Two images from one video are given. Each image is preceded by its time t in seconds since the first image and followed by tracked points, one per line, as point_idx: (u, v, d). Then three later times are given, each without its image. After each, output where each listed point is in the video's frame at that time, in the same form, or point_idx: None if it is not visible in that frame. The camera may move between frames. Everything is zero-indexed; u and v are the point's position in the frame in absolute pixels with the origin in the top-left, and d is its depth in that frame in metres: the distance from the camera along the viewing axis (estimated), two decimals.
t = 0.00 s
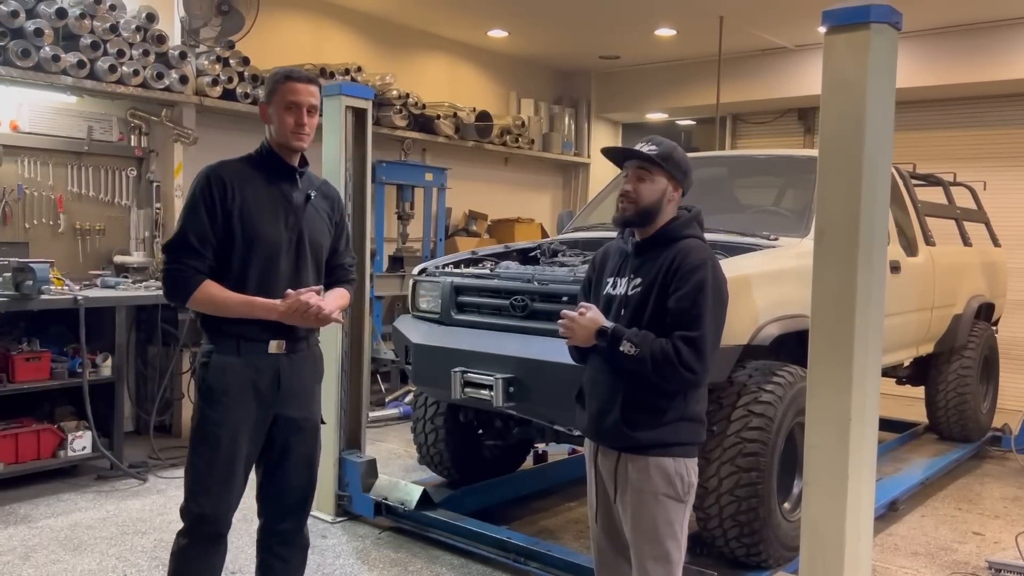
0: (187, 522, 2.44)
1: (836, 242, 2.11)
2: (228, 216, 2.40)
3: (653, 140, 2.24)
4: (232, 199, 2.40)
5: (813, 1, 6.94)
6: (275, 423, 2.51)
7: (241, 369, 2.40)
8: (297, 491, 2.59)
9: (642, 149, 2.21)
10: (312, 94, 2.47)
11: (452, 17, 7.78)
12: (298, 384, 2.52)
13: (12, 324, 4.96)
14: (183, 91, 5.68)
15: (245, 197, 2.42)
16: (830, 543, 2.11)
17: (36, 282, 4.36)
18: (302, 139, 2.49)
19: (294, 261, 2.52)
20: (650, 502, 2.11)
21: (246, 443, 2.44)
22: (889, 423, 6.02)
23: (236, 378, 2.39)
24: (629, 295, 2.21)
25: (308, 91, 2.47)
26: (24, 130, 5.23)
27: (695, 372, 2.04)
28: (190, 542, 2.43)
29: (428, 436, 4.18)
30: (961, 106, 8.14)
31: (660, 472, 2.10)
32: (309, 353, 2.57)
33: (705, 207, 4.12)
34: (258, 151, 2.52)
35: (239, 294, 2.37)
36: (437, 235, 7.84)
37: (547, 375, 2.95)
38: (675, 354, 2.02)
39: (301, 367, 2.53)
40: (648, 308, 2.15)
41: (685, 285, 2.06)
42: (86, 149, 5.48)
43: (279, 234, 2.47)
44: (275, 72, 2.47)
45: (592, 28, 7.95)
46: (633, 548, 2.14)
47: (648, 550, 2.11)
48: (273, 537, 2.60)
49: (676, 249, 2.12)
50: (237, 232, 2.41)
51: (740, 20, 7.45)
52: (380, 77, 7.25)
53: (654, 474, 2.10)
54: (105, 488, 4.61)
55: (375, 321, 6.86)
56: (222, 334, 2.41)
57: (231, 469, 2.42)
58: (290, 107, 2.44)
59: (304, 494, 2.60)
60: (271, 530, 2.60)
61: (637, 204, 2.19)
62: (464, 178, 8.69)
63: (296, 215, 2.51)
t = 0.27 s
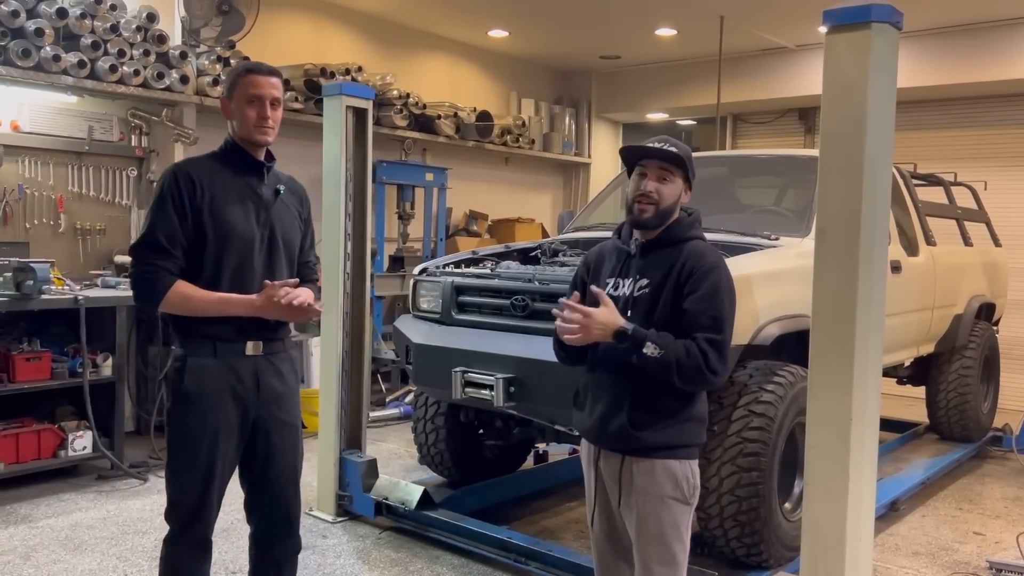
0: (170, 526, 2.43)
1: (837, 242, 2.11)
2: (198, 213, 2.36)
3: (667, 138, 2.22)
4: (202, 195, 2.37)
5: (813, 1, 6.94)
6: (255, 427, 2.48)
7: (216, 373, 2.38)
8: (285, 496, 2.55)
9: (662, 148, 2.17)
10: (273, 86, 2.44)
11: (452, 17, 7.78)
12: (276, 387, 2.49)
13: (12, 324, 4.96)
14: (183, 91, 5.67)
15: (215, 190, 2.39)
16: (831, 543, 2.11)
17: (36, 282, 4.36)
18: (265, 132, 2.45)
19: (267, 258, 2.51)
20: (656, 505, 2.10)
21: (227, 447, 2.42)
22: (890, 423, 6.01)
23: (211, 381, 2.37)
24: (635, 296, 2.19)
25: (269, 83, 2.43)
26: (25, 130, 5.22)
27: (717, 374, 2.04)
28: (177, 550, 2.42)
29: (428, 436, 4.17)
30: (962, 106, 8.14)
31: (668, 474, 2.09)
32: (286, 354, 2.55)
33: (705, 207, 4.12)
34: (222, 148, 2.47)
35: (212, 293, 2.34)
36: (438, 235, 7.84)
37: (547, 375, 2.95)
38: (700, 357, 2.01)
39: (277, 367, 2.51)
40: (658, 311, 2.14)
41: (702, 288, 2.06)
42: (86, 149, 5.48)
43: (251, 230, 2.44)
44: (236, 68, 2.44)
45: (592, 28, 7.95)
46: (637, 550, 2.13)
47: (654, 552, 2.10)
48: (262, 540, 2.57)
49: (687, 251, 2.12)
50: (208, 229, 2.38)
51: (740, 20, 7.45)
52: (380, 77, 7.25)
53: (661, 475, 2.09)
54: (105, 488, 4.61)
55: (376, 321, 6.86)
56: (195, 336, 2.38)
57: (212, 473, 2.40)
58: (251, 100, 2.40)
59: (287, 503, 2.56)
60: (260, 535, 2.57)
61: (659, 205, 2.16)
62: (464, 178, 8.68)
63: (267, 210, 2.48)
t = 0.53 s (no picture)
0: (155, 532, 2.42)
1: (837, 242, 2.11)
2: (169, 213, 2.35)
3: (663, 138, 2.18)
4: (173, 195, 2.35)
5: (813, 1, 6.94)
6: (235, 431, 2.47)
7: (191, 378, 2.36)
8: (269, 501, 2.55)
9: (660, 147, 2.12)
10: (240, 82, 2.43)
11: (452, 17, 7.78)
12: (254, 392, 2.48)
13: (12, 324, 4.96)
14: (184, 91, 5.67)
15: (185, 188, 2.37)
16: (831, 543, 2.11)
17: (37, 282, 4.36)
18: (235, 130, 2.44)
19: (242, 256, 2.50)
20: (661, 510, 2.08)
21: (207, 452, 2.40)
22: (890, 423, 6.02)
23: (187, 384, 2.36)
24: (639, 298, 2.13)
25: (235, 79, 2.42)
26: (25, 130, 5.22)
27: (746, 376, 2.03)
28: (161, 556, 2.41)
29: (429, 436, 4.17)
30: (962, 106, 8.14)
31: (672, 478, 2.08)
32: (263, 358, 2.54)
33: (705, 207, 4.11)
34: (190, 147, 2.46)
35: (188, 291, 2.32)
36: (438, 235, 7.83)
37: (546, 375, 2.95)
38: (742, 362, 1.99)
39: (256, 371, 2.50)
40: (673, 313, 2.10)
41: (717, 293, 2.05)
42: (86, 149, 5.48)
43: (224, 230, 2.43)
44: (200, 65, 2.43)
45: (593, 28, 7.95)
46: (641, 555, 2.11)
47: (658, 557, 2.08)
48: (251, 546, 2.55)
49: (694, 256, 2.11)
50: (180, 228, 2.37)
51: (740, 20, 7.45)
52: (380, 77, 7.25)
53: (666, 479, 2.08)
54: (106, 488, 4.61)
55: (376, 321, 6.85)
56: (172, 340, 2.37)
57: (194, 478, 2.39)
58: (219, 98, 2.39)
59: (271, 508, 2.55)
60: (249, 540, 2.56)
61: (659, 205, 2.12)
62: (464, 178, 8.68)
63: (239, 209, 2.48)
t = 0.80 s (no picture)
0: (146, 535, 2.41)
1: (838, 242, 2.11)
2: (152, 212, 2.34)
3: (656, 138, 2.15)
4: (155, 194, 2.34)
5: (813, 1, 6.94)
6: (223, 433, 2.47)
7: (178, 380, 2.36)
8: (258, 501, 2.55)
9: (656, 149, 2.10)
10: (233, 83, 2.43)
11: (453, 17, 7.78)
12: (242, 393, 2.48)
13: (13, 324, 4.96)
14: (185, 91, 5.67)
15: (167, 189, 2.36)
16: (832, 543, 2.11)
17: (37, 282, 4.37)
18: (227, 131, 2.44)
19: (227, 255, 2.50)
20: (664, 515, 2.07)
21: (195, 454, 2.40)
22: (890, 423, 6.02)
23: (173, 386, 2.35)
24: (639, 302, 2.12)
25: (227, 79, 2.42)
26: (26, 130, 5.22)
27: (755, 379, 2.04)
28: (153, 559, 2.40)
29: (429, 436, 4.17)
30: (963, 106, 8.14)
31: (676, 484, 2.06)
32: (252, 360, 2.54)
33: (706, 207, 4.12)
34: (173, 147, 2.44)
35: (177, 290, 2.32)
36: (438, 235, 7.84)
37: (546, 375, 2.95)
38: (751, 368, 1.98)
39: (245, 373, 2.50)
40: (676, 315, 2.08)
41: (724, 297, 2.04)
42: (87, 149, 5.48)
43: (209, 229, 2.43)
44: (190, 62, 2.41)
45: (593, 28, 7.95)
46: (645, 563, 2.10)
47: (661, 562, 2.07)
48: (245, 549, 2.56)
49: (697, 259, 2.10)
50: (163, 228, 2.36)
51: (741, 20, 7.45)
52: (381, 77, 7.25)
53: (669, 486, 2.06)
54: (107, 488, 4.61)
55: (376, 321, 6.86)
56: (159, 342, 2.36)
57: (183, 481, 2.39)
58: (212, 99, 2.39)
59: (262, 509, 2.56)
60: (241, 541, 2.57)
61: (656, 207, 2.11)
62: (465, 178, 8.68)
63: (224, 208, 2.47)
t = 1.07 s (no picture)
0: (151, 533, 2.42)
1: (838, 242, 2.11)
2: (152, 215, 2.35)
3: (643, 139, 1.99)
4: (155, 197, 2.35)
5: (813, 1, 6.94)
6: (231, 431, 2.48)
7: (183, 378, 2.37)
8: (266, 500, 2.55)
9: (642, 154, 1.96)
10: (234, 83, 2.42)
11: (453, 17, 7.78)
12: (250, 392, 2.48)
13: (14, 324, 4.96)
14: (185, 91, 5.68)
15: (168, 193, 2.37)
16: (832, 543, 2.11)
17: (38, 282, 4.37)
18: (228, 131, 2.44)
19: (233, 256, 2.50)
20: (672, 522, 1.96)
21: (201, 452, 2.40)
22: (891, 423, 6.02)
23: (177, 385, 2.36)
24: (637, 312, 1.99)
25: (229, 79, 2.42)
26: (26, 130, 5.22)
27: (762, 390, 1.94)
28: (159, 559, 2.39)
29: (430, 436, 4.17)
30: (963, 106, 8.13)
31: (684, 490, 1.96)
32: (262, 358, 2.54)
33: (706, 207, 4.12)
34: (176, 149, 2.45)
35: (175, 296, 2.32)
36: (439, 235, 7.84)
37: (546, 375, 2.95)
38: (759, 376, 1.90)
39: (255, 371, 2.50)
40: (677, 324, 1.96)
41: (725, 302, 1.93)
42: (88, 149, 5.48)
43: (211, 231, 2.43)
44: (191, 62, 2.41)
45: (594, 28, 7.95)
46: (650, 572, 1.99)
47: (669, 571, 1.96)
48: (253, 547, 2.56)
49: (696, 262, 1.97)
50: (163, 230, 2.36)
51: (741, 20, 7.44)
52: (381, 77, 7.26)
53: (677, 492, 1.96)
54: (107, 488, 4.61)
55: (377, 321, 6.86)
56: (165, 342, 2.38)
57: (188, 479, 2.39)
58: (213, 98, 2.38)
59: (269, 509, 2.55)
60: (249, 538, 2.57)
61: (647, 216, 1.97)
62: (465, 178, 8.68)
63: (227, 208, 2.46)
